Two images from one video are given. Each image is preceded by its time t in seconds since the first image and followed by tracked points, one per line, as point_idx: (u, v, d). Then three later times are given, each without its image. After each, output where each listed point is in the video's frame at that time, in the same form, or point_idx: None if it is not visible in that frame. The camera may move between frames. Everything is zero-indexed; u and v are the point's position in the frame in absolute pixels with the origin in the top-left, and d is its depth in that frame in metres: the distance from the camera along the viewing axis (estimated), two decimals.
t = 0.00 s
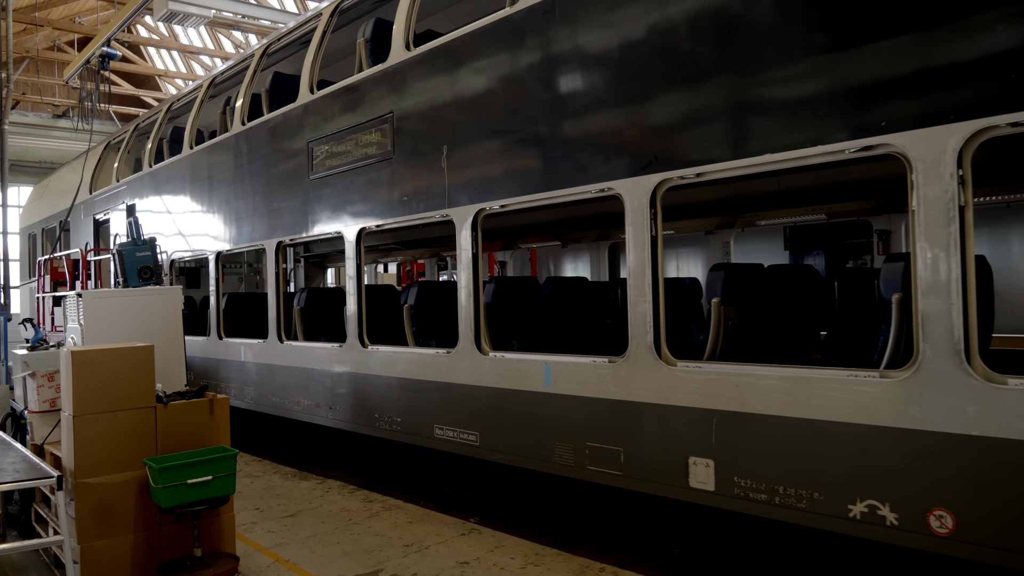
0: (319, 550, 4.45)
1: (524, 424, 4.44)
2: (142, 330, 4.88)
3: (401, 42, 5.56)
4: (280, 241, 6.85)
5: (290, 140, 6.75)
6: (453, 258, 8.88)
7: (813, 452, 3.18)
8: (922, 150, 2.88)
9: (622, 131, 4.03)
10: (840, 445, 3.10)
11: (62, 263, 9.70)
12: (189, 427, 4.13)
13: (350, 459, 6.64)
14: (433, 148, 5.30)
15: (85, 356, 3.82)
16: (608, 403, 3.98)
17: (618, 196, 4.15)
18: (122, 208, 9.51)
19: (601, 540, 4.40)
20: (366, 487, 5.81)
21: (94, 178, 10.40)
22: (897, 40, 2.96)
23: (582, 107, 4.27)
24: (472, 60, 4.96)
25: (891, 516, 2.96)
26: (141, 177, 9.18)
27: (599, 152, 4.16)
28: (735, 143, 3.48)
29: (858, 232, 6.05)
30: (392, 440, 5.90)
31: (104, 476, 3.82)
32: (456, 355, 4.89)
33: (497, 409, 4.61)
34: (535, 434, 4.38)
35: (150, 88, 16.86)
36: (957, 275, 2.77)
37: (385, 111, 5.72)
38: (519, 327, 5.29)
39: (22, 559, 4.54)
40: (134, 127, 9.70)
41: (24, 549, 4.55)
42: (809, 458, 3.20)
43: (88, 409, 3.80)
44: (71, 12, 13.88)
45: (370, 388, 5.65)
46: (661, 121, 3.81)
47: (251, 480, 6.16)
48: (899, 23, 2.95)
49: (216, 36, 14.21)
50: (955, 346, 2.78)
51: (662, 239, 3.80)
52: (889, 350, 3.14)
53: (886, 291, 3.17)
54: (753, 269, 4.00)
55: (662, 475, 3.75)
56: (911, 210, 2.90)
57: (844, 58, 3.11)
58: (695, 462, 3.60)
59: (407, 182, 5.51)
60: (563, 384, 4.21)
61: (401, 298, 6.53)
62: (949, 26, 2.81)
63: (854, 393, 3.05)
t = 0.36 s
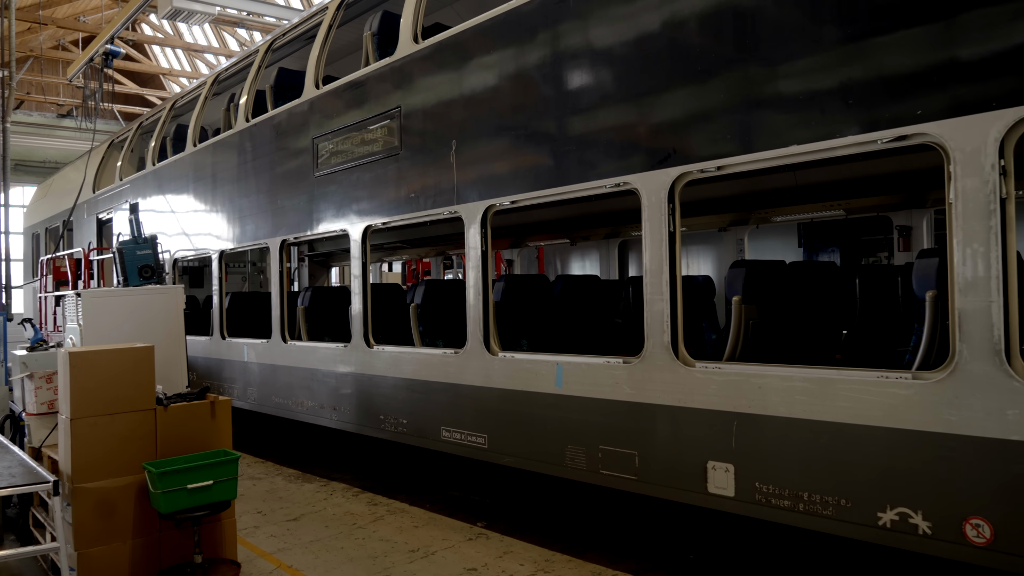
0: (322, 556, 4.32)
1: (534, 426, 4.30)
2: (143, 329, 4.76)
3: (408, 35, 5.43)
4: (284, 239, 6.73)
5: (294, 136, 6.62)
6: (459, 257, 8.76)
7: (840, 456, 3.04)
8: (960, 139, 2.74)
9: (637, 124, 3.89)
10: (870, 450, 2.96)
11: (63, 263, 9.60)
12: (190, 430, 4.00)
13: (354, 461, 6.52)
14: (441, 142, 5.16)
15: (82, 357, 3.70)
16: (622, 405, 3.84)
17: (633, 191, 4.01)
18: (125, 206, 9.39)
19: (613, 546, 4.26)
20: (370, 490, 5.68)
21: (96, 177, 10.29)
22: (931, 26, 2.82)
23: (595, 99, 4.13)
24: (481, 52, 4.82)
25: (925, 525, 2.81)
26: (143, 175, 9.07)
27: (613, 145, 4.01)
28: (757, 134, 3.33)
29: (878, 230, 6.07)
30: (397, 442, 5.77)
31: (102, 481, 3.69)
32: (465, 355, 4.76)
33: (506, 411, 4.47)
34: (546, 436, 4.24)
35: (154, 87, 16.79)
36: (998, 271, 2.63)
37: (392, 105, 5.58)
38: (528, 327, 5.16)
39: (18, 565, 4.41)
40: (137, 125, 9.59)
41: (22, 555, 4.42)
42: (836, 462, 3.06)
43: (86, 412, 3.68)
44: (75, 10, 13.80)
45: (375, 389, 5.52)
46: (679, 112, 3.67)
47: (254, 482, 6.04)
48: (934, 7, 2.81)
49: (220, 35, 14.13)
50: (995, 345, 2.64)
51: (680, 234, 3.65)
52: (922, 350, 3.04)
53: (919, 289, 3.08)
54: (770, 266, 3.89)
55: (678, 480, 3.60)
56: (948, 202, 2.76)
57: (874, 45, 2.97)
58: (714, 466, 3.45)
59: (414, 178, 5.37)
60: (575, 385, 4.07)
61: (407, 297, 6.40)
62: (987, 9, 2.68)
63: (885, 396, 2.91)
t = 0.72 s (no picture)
0: (325, 561, 4.23)
1: (541, 428, 4.21)
2: (144, 330, 4.70)
3: (412, 29, 5.33)
4: (287, 238, 6.64)
5: (297, 133, 6.54)
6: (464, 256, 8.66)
7: (859, 460, 2.94)
8: (984, 131, 2.64)
9: (647, 118, 3.78)
10: (889, 454, 2.86)
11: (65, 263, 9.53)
12: (188, 434, 3.98)
13: (358, 463, 6.44)
14: (446, 138, 5.05)
15: (77, 358, 3.69)
16: (632, 407, 3.74)
17: (643, 186, 3.90)
18: (127, 205, 9.32)
19: (622, 551, 4.17)
20: (374, 492, 5.60)
21: (99, 176, 10.22)
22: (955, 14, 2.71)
23: (603, 93, 4.02)
24: (486, 46, 4.72)
25: (948, 531, 2.71)
26: (146, 174, 8.99)
27: (622, 140, 3.91)
28: (771, 127, 3.23)
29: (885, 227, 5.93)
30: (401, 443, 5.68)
31: (97, 487, 3.67)
32: (470, 356, 4.67)
33: (513, 413, 4.38)
34: (554, 439, 4.15)
35: (158, 86, 16.73)
36: None
37: (396, 101, 5.49)
38: (535, 326, 5.07)
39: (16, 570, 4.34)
40: (140, 123, 9.51)
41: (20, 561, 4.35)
42: (854, 466, 2.96)
43: (82, 416, 3.67)
44: (80, 9, 13.76)
45: (379, 390, 5.43)
46: (689, 106, 3.57)
47: (257, 486, 5.97)
48: None
49: (224, 33, 14.06)
50: (1022, 345, 2.54)
51: (692, 231, 3.56)
52: (943, 351, 2.91)
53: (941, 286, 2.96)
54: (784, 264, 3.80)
55: (690, 485, 3.50)
56: (971, 196, 2.66)
57: (894, 34, 2.87)
58: (727, 470, 3.35)
59: (419, 174, 5.27)
60: (583, 386, 3.97)
61: (411, 296, 6.32)
62: None
63: (907, 398, 2.80)
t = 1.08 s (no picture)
0: (325, 568, 4.11)
1: (548, 431, 4.08)
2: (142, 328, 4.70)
3: (414, 20, 5.20)
4: (288, 236, 6.53)
5: (297, 129, 6.42)
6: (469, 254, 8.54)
7: (883, 465, 2.79)
8: (1016, 116, 2.48)
9: (656, 108, 3.63)
10: (915, 458, 2.71)
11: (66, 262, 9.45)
12: (182, 437, 3.89)
13: (362, 465, 6.32)
14: (449, 132, 4.91)
15: (67, 358, 3.61)
16: (642, 408, 3.61)
17: (653, 179, 3.75)
18: (129, 204, 9.22)
19: (633, 558, 4.03)
20: (377, 496, 5.48)
21: (101, 174, 10.14)
22: None
23: (611, 83, 3.87)
24: (489, 36, 4.58)
25: (979, 540, 2.55)
26: (147, 172, 8.89)
27: (631, 131, 3.76)
28: (788, 115, 3.08)
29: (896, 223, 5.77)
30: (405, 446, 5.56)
31: (88, 492, 3.59)
32: (475, 356, 4.53)
33: (519, 414, 4.25)
34: (561, 441, 4.02)
35: (162, 85, 16.66)
36: None
37: (398, 95, 5.35)
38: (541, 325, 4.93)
39: None
40: (141, 121, 9.42)
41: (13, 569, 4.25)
42: (878, 471, 2.81)
43: (73, 418, 3.58)
44: (83, 8, 13.70)
45: (381, 390, 5.31)
46: (701, 95, 3.42)
47: (258, 489, 5.85)
48: None
49: (228, 31, 13.98)
50: None
51: (705, 225, 3.41)
52: (971, 349, 2.76)
53: (969, 281, 2.81)
54: (801, 259, 3.65)
55: (703, 490, 3.36)
56: (1003, 185, 2.51)
57: (918, 15, 2.72)
58: (743, 474, 3.20)
59: (422, 170, 5.13)
60: (592, 387, 3.84)
61: (414, 295, 6.19)
62: None
63: (934, 399, 2.65)
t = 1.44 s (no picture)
0: None
1: (555, 435, 3.90)
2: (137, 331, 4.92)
3: (416, 9, 5.01)
4: (288, 233, 6.37)
5: (297, 123, 6.26)
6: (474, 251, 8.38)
7: (914, 474, 2.60)
8: None
9: (667, 95, 3.44)
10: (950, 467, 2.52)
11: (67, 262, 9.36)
12: (174, 443, 3.74)
13: (364, 469, 6.16)
14: (451, 125, 4.73)
15: (51, 362, 3.46)
16: (654, 412, 3.42)
17: (664, 171, 3.56)
18: (130, 201, 9.08)
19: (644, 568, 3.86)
20: (380, 501, 5.33)
21: (102, 173, 10.03)
22: None
23: (618, 70, 3.68)
24: (492, 24, 4.40)
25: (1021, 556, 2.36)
26: (147, 169, 8.74)
27: (641, 120, 3.56)
28: (808, 100, 2.89)
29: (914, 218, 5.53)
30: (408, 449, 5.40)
31: (75, 501, 3.44)
32: (479, 356, 4.36)
33: (525, 418, 4.08)
34: (569, 446, 3.84)
35: (166, 84, 16.57)
36: None
37: (399, 86, 5.17)
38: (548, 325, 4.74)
39: None
40: (142, 119, 9.26)
41: None
42: (909, 481, 2.62)
43: (59, 424, 3.43)
44: (86, 6, 13.61)
45: (383, 392, 5.14)
46: (716, 82, 3.23)
47: (257, 494, 5.71)
48: None
49: (231, 28, 13.85)
50: None
51: (720, 219, 3.22)
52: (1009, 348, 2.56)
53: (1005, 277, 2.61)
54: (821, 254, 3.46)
55: (720, 499, 3.17)
56: None
57: None
58: (762, 483, 3.02)
59: (424, 164, 4.95)
60: (601, 390, 3.66)
61: (417, 293, 6.03)
62: None
63: (969, 404, 2.46)
